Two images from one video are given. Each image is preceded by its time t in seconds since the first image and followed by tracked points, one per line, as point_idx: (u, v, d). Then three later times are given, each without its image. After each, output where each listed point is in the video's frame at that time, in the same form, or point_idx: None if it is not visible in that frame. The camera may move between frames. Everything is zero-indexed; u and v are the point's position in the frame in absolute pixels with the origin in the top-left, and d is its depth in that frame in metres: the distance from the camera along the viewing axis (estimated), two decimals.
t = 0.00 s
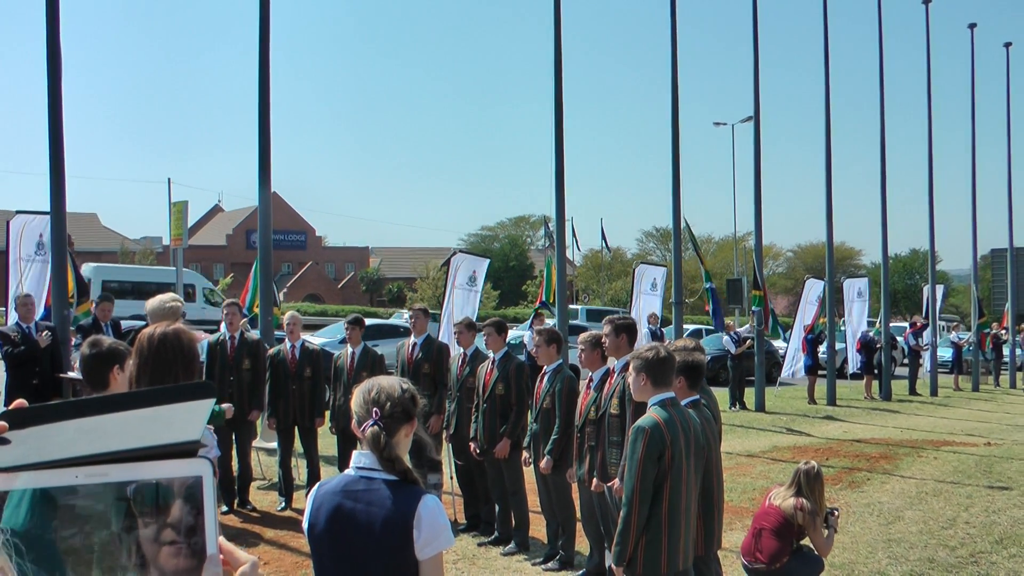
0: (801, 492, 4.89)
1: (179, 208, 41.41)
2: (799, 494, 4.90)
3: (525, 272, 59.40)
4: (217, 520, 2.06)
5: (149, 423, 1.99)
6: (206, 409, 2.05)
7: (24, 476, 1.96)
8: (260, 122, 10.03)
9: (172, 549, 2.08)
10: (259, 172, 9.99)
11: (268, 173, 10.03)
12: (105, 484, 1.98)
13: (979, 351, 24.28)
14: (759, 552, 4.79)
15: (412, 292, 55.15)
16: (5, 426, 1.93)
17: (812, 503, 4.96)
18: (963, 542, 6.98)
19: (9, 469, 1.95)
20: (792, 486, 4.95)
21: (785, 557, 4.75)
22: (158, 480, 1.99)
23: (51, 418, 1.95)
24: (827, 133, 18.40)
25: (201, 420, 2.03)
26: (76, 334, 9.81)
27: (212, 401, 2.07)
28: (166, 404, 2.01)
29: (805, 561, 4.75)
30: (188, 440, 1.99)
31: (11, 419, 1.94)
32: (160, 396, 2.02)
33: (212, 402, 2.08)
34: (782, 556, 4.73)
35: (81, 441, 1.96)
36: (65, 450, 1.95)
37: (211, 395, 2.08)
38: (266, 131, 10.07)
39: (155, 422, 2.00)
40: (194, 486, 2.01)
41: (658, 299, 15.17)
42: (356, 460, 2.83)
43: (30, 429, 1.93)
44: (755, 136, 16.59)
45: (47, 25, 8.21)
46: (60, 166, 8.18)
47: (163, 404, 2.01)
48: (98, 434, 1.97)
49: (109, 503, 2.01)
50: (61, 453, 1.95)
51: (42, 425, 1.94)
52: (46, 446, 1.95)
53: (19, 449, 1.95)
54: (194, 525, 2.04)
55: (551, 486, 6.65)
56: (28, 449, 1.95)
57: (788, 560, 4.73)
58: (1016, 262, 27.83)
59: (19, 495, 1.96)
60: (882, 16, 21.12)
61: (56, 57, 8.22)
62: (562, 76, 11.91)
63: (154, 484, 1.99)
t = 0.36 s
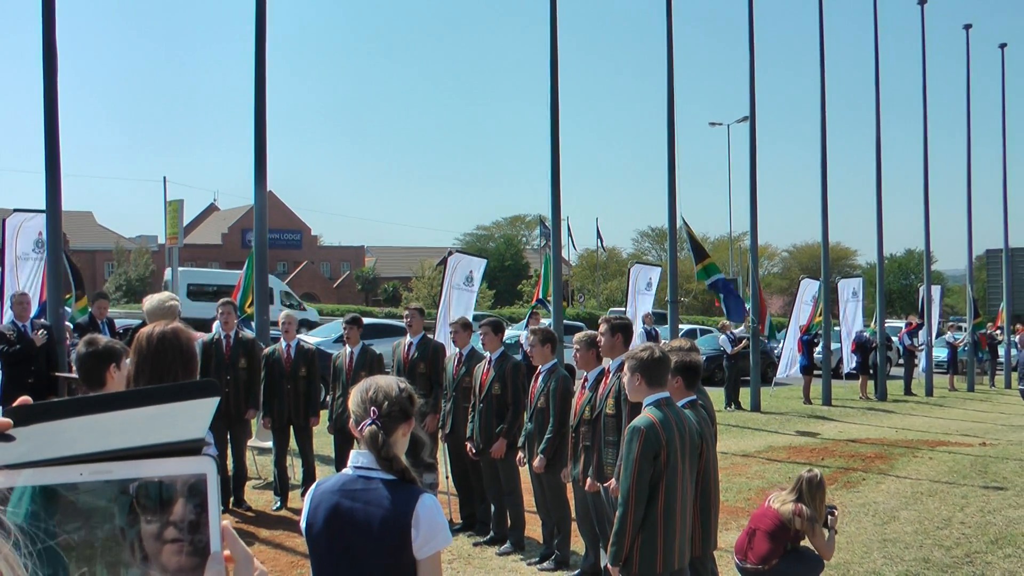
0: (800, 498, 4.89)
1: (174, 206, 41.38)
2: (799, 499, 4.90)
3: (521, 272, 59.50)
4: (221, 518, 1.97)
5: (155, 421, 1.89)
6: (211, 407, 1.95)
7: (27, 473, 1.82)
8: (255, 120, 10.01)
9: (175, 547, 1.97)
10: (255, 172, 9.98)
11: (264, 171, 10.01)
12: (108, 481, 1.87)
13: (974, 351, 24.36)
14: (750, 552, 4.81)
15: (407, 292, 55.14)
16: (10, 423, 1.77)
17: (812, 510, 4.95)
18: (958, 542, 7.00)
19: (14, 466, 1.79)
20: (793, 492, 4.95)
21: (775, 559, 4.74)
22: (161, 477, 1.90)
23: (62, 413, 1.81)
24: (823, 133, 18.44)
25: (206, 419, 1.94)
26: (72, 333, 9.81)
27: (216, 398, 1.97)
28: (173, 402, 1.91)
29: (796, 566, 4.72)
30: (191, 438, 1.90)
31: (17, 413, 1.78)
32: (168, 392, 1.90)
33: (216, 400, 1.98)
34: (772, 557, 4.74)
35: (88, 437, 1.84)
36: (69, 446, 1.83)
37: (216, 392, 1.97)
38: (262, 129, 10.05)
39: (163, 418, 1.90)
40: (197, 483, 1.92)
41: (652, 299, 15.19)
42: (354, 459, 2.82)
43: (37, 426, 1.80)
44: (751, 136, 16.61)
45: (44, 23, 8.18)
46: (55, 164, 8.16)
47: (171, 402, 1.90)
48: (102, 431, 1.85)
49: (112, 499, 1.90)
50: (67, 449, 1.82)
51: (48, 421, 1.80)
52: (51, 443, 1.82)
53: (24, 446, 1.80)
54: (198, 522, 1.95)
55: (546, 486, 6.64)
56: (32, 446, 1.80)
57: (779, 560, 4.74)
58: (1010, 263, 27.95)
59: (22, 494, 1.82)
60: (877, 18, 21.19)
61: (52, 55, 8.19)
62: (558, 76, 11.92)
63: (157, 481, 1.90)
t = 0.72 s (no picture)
0: (809, 508, 4.36)
1: (175, 203, 41.38)
2: (806, 508, 4.37)
3: (521, 272, 59.54)
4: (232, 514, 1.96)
5: (167, 417, 1.94)
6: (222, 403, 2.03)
7: (38, 468, 1.81)
8: (257, 117, 10.02)
9: (182, 542, 1.95)
10: (257, 169, 9.98)
11: (265, 169, 10.01)
12: (119, 477, 1.86)
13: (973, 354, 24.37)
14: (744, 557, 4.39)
15: (407, 290, 55.14)
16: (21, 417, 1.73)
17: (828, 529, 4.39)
18: (957, 546, 7.01)
19: (26, 459, 1.79)
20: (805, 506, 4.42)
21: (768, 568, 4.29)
22: (171, 473, 1.89)
23: (76, 409, 1.91)
24: (824, 136, 18.44)
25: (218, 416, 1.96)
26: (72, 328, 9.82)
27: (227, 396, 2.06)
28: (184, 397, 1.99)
29: None
30: (202, 436, 1.89)
31: (32, 408, 1.90)
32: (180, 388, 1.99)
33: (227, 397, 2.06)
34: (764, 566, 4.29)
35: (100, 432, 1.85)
36: (81, 441, 1.83)
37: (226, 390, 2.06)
38: (264, 126, 10.05)
39: (175, 415, 1.93)
40: (208, 479, 1.92)
41: (653, 300, 15.19)
42: (356, 457, 2.83)
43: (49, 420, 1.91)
44: (752, 137, 16.61)
45: (47, 18, 8.19)
46: (57, 160, 8.16)
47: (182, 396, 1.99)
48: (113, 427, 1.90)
49: (122, 493, 1.88)
50: (77, 445, 1.82)
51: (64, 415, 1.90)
52: (63, 438, 1.85)
53: (35, 441, 1.84)
54: (206, 518, 1.94)
55: (545, 485, 6.65)
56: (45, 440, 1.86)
57: (773, 569, 4.28)
58: (1011, 267, 27.96)
59: (32, 488, 1.81)
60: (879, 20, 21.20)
61: (56, 51, 8.20)
62: (560, 76, 11.93)
63: (166, 477, 1.89)
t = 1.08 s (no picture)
0: (816, 513, 4.32)
1: (174, 206, 41.35)
2: (813, 513, 4.33)
3: (521, 272, 59.57)
4: (236, 513, 1.96)
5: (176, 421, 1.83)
6: (228, 403, 1.93)
7: (44, 469, 1.80)
8: (255, 119, 10.02)
9: (187, 540, 1.95)
10: (256, 171, 9.98)
11: (264, 171, 10.01)
12: (124, 478, 1.87)
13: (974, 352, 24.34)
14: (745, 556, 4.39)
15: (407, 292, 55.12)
16: (28, 418, 1.72)
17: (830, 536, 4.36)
18: (959, 544, 7.00)
19: (32, 461, 1.78)
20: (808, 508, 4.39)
21: (769, 567, 4.29)
22: (175, 473, 1.90)
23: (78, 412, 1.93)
24: (823, 134, 18.45)
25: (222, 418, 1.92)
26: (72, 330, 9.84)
27: (232, 395, 1.94)
28: (191, 399, 1.85)
29: None
30: (207, 436, 1.91)
31: (36, 410, 1.73)
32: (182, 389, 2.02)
33: (232, 396, 1.94)
34: (765, 566, 4.29)
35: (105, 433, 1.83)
36: (85, 442, 1.82)
37: (232, 389, 1.94)
38: (262, 129, 10.05)
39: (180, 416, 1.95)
40: (213, 480, 1.92)
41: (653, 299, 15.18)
42: (356, 458, 2.82)
43: (50, 423, 1.75)
44: (751, 136, 16.61)
45: (45, 22, 8.19)
46: (56, 164, 8.16)
47: (190, 398, 1.84)
48: (117, 427, 1.82)
49: (127, 493, 1.89)
50: (82, 446, 1.82)
51: (65, 418, 1.75)
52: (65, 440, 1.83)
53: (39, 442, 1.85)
54: (211, 518, 1.94)
55: (546, 485, 6.64)
56: (49, 442, 1.78)
57: (773, 570, 4.28)
58: (1011, 264, 27.94)
59: (38, 490, 1.80)
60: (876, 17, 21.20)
61: (53, 54, 8.20)
62: (559, 76, 11.93)
63: (171, 476, 1.89)
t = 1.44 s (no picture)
0: (815, 513, 4.32)
1: (174, 206, 41.28)
2: (813, 513, 4.33)
3: (520, 272, 59.56)
4: (241, 513, 1.92)
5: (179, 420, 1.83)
6: (233, 403, 1.91)
7: (50, 468, 1.82)
8: (255, 119, 10.01)
9: (191, 539, 1.89)
10: (256, 172, 9.97)
11: (264, 171, 10.00)
12: (129, 477, 1.85)
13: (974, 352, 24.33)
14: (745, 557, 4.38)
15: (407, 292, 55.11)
16: (34, 417, 1.75)
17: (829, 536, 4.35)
18: (959, 544, 6.99)
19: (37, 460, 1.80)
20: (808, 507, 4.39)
21: (769, 568, 4.28)
22: (179, 472, 1.87)
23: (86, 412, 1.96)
24: (823, 135, 18.43)
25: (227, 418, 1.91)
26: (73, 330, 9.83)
27: (238, 393, 1.93)
28: (194, 399, 1.83)
29: None
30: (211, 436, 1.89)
31: (41, 409, 1.75)
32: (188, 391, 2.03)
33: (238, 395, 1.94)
34: (765, 566, 4.28)
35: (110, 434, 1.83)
36: (89, 442, 1.82)
37: (238, 388, 1.93)
38: (262, 128, 10.04)
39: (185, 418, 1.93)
40: (216, 480, 1.89)
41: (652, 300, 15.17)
42: (355, 458, 2.81)
43: (58, 421, 1.76)
44: (751, 136, 16.61)
45: (44, 23, 8.17)
46: (56, 164, 8.15)
47: (193, 398, 1.83)
48: (121, 428, 1.82)
49: (131, 494, 1.87)
50: (88, 445, 1.82)
51: (71, 417, 1.76)
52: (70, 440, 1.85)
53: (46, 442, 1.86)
54: (215, 517, 1.89)
55: (546, 486, 6.63)
56: (55, 442, 1.80)
57: (774, 570, 4.26)
58: (1011, 264, 27.94)
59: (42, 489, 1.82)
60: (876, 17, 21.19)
61: (53, 54, 8.19)
62: (559, 76, 11.92)
63: (174, 475, 1.87)
